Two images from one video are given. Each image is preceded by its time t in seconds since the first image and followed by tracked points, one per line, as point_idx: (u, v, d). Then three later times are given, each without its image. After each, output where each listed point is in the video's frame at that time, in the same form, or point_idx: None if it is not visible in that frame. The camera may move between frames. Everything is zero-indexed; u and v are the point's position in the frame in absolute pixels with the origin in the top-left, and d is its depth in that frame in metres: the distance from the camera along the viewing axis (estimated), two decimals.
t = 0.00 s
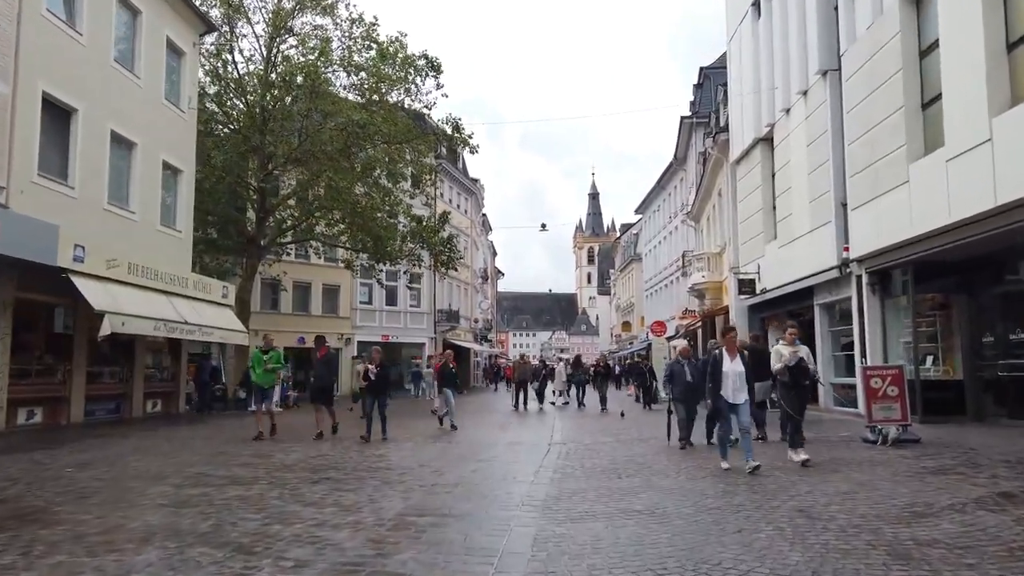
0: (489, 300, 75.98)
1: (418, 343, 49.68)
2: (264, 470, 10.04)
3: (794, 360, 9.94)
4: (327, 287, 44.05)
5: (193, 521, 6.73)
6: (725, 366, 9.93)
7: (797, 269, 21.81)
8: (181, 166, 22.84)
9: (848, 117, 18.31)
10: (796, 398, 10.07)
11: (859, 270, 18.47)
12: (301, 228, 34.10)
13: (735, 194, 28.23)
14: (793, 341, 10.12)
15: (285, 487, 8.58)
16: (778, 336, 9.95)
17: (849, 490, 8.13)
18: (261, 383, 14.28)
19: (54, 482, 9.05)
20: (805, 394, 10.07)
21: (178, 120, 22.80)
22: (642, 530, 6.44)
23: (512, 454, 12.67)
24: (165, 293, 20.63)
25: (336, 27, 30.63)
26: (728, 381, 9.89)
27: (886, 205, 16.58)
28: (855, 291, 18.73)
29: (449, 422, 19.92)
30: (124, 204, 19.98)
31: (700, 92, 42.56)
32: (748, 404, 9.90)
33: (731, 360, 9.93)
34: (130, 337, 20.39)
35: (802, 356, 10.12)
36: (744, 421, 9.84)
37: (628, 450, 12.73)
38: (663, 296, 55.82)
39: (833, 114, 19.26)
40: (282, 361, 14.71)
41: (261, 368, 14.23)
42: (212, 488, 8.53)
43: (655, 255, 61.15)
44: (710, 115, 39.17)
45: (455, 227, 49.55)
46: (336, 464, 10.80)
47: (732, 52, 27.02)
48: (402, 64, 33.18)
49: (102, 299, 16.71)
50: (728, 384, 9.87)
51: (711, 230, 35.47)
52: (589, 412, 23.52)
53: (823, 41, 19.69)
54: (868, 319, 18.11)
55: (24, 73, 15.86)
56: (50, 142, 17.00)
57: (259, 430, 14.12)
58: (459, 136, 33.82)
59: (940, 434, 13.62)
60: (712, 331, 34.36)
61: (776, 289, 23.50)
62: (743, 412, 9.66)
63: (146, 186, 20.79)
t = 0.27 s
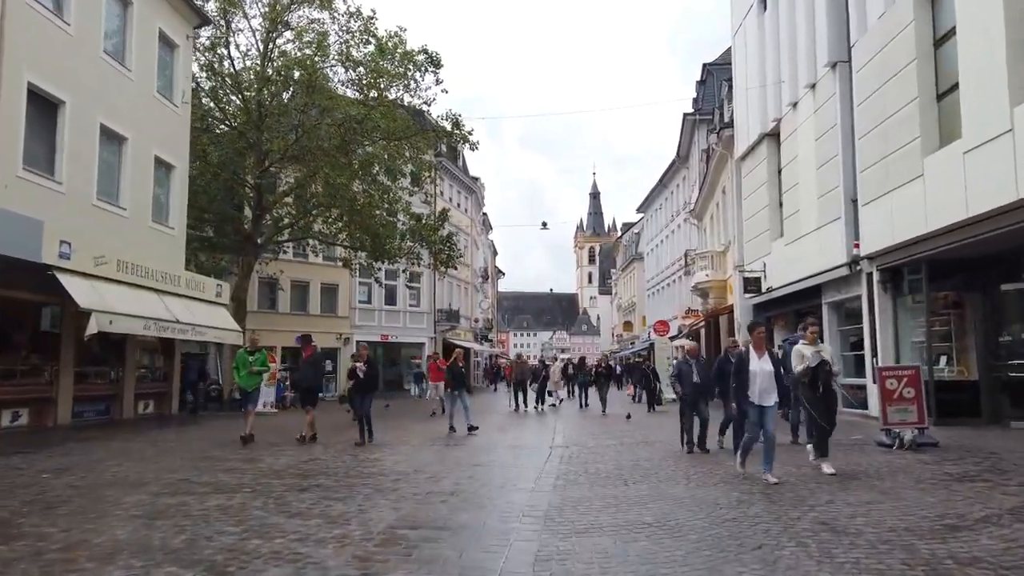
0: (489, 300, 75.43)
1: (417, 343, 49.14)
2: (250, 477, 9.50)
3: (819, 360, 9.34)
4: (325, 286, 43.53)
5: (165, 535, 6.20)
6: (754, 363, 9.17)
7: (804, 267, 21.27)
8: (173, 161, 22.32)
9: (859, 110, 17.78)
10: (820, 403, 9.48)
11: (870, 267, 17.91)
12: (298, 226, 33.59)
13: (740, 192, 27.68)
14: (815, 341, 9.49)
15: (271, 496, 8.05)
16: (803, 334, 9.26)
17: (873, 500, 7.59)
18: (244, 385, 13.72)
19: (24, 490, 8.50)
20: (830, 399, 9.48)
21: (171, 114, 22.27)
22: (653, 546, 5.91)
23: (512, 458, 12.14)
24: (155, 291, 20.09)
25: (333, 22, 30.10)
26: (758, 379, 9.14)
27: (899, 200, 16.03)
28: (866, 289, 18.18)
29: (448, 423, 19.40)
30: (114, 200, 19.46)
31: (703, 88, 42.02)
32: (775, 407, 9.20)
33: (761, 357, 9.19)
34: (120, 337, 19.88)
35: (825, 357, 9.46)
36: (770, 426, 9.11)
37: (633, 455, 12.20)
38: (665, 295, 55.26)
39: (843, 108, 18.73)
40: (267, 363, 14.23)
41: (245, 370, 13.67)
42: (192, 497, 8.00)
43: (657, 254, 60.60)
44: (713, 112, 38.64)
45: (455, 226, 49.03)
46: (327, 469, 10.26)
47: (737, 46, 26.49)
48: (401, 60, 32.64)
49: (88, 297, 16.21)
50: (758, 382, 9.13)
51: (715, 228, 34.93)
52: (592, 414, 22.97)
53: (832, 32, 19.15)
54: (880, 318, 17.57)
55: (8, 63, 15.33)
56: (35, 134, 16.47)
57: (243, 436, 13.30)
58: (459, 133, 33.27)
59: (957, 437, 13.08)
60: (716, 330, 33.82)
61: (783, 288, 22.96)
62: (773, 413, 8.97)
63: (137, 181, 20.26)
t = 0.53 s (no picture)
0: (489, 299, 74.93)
1: (416, 342, 48.65)
2: (234, 481, 8.98)
3: (843, 355, 8.57)
4: (323, 284, 43.07)
5: (131, 548, 5.67)
6: (781, 361, 8.01)
7: (811, 264, 20.75)
8: (164, 155, 21.78)
9: (869, 101, 17.26)
10: (846, 401, 8.63)
11: (880, 263, 17.40)
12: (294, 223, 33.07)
13: (744, 187, 27.17)
14: (839, 333, 8.74)
15: (252, 502, 7.53)
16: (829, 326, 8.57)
17: (897, 507, 7.07)
18: (227, 383, 13.26)
19: None
20: (853, 397, 8.67)
21: (162, 108, 21.77)
22: (663, 560, 5.38)
23: (512, 460, 11.62)
24: (144, 288, 19.56)
25: (330, 15, 29.56)
26: (784, 379, 8.01)
27: (912, 193, 15.51)
28: (875, 285, 17.65)
29: (445, 424, 18.88)
30: (103, 193, 18.93)
31: (706, 84, 41.47)
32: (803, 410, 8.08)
33: (789, 355, 8.09)
34: (109, 335, 19.36)
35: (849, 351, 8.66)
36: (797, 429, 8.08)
37: (638, 457, 11.69)
38: (667, 294, 54.74)
39: (852, 99, 18.21)
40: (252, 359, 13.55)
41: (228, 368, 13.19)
42: (168, 503, 7.49)
43: (658, 252, 60.12)
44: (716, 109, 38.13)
45: (455, 224, 48.49)
46: (316, 473, 9.74)
47: (741, 39, 25.98)
48: (399, 54, 32.07)
49: (72, 293, 15.70)
50: (784, 382, 7.99)
51: (718, 226, 34.41)
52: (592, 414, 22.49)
53: (841, 21, 18.64)
54: (890, 316, 17.04)
55: None
56: (19, 125, 15.95)
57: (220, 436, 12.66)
58: (457, 128, 32.69)
59: (975, 439, 12.57)
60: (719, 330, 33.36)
61: (788, 285, 22.45)
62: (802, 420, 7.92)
63: (127, 176, 19.75)
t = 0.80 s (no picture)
0: (489, 299, 74.43)
1: (415, 342, 48.14)
2: (217, 491, 8.47)
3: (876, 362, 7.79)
4: (321, 284, 42.59)
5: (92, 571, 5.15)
6: (821, 363, 7.31)
7: (819, 262, 20.22)
8: (155, 151, 21.24)
9: (881, 94, 16.72)
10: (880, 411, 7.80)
11: (892, 261, 16.86)
12: (291, 220, 32.58)
13: (749, 184, 26.65)
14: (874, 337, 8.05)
15: (232, 516, 7.01)
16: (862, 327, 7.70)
17: (929, 522, 6.54)
18: (209, 386, 12.67)
19: None
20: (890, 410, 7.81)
21: (154, 102, 21.26)
22: None
23: (512, 467, 11.11)
24: (133, 287, 19.03)
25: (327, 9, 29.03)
26: (821, 384, 7.30)
27: (927, 188, 14.98)
28: (887, 284, 17.12)
29: (444, 427, 18.37)
30: (92, 190, 18.43)
31: (709, 81, 40.93)
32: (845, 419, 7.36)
33: (827, 357, 7.41)
34: (98, 335, 18.84)
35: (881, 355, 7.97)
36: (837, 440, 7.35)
37: (644, 464, 11.17)
38: (669, 294, 54.26)
39: (862, 92, 17.68)
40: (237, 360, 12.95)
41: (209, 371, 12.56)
42: (141, 517, 6.96)
43: (660, 251, 59.65)
44: (719, 106, 37.61)
45: (455, 222, 47.98)
46: (305, 481, 9.22)
47: (746, 33, 25.45)
48: (397, 49, 31.55)
49: (57, 292, 15.18)
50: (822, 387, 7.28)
51: (721, 224, 33.89)
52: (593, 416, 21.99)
53: (851, 12, 18.09)
54: (903, 315, 16.51)
55: None
56: (3, 118, 15.43)
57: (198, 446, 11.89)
58: (457, 125, 32.16)
59: (995, 444, 12.07)
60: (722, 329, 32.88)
61: (794, 284, 21.92)
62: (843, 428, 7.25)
63: (116, 172, 19.22)
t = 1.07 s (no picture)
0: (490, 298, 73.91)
1: (415, 341, 47.62)
2: (200, 494, 7.94)
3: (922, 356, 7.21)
4: (320, 282, 42.10)
5: None
6: (873, 357, 6.41)
7: (829, 258, 19.70)
8: (147, 144, 20.73)
9: (895, 83, 16.20)
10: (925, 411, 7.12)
11: (906, 255, 16.33)
12: (289, 217, 32.03)
13: (755, 179, 26.13)
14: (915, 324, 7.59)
15: (213, 523, 6.50)
16: (902, 315, 7.26)
17: (969, 530, 6.02)
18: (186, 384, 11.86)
19: None
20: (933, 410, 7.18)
21: (147, 95, 20.77)
22: None
23: (515, 469, 10.58)
24: (123, 283, 18.51)
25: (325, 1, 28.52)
26: (874, 379, 6.38)
27: (944, 180, 14.46)
28: (900, 280, 16.59)
29: (444, 426, 17.84)
30: (81, 183, 17.92)
31: (712, 77, 40.45)
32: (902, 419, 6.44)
33: (879, 349, 6.49)
34: (88, 332, 18.34)
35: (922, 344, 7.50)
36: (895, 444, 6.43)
37: (654, 465, 10.65)
38: (671, 293, 53.73)
39: (875, 83, 17.16)
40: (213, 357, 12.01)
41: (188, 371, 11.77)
42: (114, 524, 6.45)
43: (662, 250, 59.14)
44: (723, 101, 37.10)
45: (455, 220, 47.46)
46: (296, 485, 8.71)
47: (753, 24, 24.94)
48: (397, 43, 31.04)
49: (42, 287, 14.67)
50: (875, 383, 6.37)
51: (726, 221, 33.39)
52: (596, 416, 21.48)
53: None
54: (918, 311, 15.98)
55: None
56: None
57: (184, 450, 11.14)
58: (457, 120, 31.62)
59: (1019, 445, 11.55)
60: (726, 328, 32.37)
61: (803, 280, 21.39)
62: (900, 429, 6.34)
63: (107, 165, 18.72)
